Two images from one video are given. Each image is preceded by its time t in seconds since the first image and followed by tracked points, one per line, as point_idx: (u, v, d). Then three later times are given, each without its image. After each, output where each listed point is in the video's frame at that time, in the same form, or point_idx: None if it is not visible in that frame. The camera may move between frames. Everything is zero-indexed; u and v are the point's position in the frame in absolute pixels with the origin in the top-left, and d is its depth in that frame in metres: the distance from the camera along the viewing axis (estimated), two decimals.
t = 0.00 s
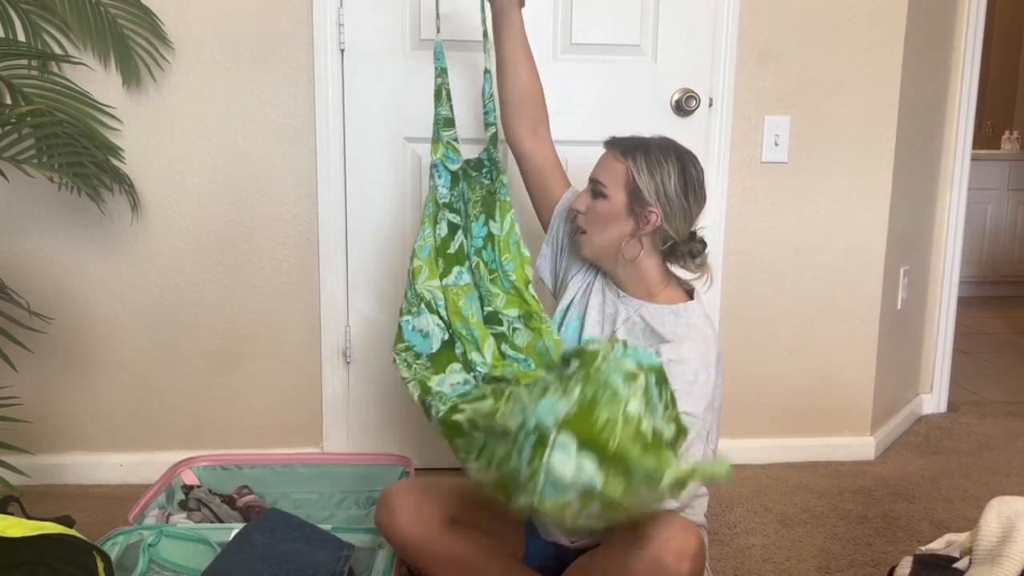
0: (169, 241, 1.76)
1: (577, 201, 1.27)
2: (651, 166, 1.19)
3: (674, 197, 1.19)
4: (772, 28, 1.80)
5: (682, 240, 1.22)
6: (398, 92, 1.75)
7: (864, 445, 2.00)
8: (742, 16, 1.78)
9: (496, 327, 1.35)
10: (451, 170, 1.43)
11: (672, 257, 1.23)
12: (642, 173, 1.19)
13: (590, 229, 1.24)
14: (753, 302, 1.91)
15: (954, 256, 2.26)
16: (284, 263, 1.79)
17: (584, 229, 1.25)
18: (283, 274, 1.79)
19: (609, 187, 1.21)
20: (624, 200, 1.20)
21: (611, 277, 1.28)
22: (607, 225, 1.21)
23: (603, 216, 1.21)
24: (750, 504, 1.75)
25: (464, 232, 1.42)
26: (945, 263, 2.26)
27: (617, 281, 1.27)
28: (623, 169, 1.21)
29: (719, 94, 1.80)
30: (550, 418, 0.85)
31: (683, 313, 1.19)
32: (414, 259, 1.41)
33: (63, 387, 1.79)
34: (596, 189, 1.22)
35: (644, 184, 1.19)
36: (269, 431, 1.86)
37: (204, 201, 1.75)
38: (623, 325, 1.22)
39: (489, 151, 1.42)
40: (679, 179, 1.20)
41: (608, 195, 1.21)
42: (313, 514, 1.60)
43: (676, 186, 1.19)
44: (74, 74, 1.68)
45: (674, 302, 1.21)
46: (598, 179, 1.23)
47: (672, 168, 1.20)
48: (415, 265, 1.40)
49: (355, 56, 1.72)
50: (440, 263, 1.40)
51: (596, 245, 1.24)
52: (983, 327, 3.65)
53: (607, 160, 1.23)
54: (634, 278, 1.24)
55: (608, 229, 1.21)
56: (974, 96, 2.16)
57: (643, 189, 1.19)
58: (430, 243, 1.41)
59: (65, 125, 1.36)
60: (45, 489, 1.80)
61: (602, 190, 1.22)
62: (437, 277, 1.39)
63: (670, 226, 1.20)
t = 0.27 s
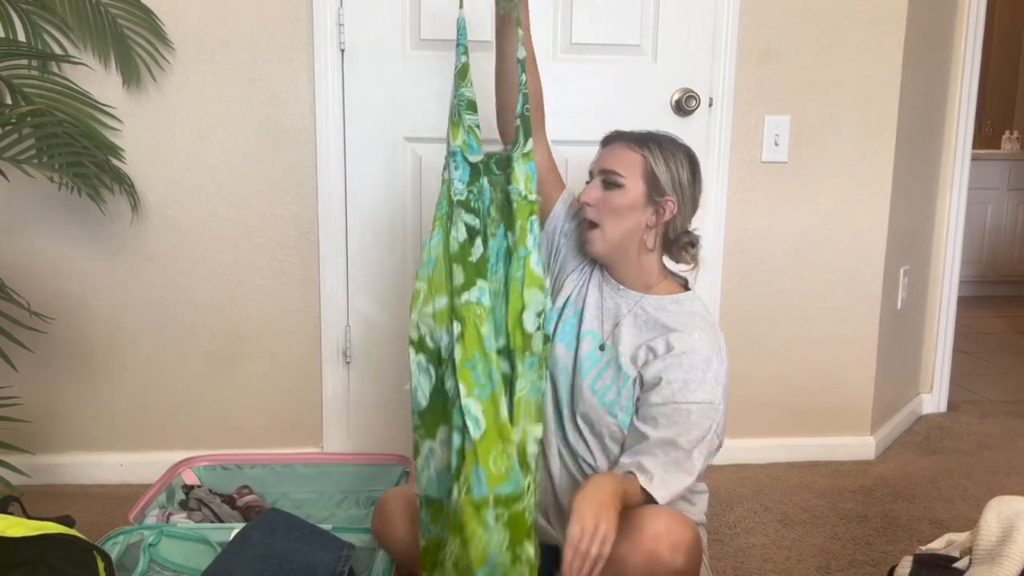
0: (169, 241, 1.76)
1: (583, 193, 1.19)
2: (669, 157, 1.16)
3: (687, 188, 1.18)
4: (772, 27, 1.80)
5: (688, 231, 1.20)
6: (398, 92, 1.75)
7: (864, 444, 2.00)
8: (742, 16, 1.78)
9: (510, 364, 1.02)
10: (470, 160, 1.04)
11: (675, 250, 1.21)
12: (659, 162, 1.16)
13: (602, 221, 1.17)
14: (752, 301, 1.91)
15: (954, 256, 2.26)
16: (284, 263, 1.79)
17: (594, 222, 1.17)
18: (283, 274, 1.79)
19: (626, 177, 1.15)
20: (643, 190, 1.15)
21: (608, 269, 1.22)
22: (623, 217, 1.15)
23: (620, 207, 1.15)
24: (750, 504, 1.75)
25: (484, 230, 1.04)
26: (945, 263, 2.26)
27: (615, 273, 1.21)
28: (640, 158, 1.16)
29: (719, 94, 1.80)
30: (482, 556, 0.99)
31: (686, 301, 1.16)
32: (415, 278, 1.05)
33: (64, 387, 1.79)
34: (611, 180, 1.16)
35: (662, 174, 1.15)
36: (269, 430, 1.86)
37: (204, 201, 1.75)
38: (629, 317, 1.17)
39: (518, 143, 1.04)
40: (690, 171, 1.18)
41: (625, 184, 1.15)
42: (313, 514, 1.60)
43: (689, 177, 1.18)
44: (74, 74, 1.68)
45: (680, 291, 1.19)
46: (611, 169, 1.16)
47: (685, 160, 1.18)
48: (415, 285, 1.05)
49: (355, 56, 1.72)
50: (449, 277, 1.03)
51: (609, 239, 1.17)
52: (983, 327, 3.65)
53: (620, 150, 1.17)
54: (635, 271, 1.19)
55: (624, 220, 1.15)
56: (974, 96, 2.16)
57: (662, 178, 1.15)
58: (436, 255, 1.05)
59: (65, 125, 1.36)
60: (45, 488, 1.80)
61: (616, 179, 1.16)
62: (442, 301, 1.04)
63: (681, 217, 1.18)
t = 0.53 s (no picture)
0: (169, 240, 1.76)
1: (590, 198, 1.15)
2: (668, 156, 1.18)
3: (682, 187, 1.20)
4: (772, 27, 1.80)
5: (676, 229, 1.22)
6: (398, 92, 1.75)
7: (864, 444, 2.00)
8: (742, 16, 1.78)
9: (475, 420, 1.02)
10: (462, 202, 1.08)
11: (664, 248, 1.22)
12: (663, 162, 1.16)
13: (615, 224, 1.13)
14: (752, 301, 1.91)
15: (954, 255, 2.26)
16: (284, 263, 1.79)
17: (607, 225, 1.13)
18: (283, 274, 1.79)
19: (638, 179, 1.14)
20: (652, 191, 1.14)
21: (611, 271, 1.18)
22: (637, 220, 1.13)
23: (633, 209, 1.13)
24: (750, 504, 1.75)
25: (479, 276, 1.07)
26: (945, 262, 2.26)
27: (613, 273, 1.17)
28: (646, 160, 1.15)
29: (719, 94, 1.80)
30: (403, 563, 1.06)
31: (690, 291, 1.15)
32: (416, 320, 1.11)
33: (64, 387, 1.80)
34: (623, 182, 1.14)
35: (667, 174, 1.16)
36: (269, 430, 1.86)
37: (204, 201, 1.75)
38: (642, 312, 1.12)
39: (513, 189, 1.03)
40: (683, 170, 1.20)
41: (635, 187, 1.14)
42: (313, 514, 1.60)
43: (683, 176, 1.20)
44: (75, 74, 1.68)
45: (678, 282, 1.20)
46: (621, 171, 1.14)
47: (679, 159, 1.20)
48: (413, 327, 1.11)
49: (355, 56, 1.72)
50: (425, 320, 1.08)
51: (623, 238, 1.13)
52: (982, 326, 3.65)
53: (623, 151, 1.15)
54: (639, 271, 1.17)
55: (639, 222, 1.13)
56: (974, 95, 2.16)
57: (667, 179, 1.16)
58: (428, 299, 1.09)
59: (65, 124, 1.36)
60: (45, 488, 1.80)
61: (627, 181, 1.14)
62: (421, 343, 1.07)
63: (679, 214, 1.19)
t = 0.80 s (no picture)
0: (170, 240, 1.76)
1: (588, 199, 1.12)
2: (660, 154, 1.17)
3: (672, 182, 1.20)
4: (772, 26, 1.80)
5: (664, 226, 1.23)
6: (399, 91, 1.75)
7: (865, 443, 2.00)
8: (742, 15, 1.78)
9: (502, 429, 0.95)
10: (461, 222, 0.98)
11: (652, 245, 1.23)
12: (658, 160, 1.16)
13: (614, 225, 1.11)
14: (753, 300, 1.91)
15: (955, 255, 2.26)
16: (284, 262, 1.79)
17: (606, 225, 1.11)
18: (284, 274, 1.79)
19: (636, 178, 1.12)
20: (649, 190, 1.13)
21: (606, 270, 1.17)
22: (636, 219, 1.12)
23: (631, 211, 1.11)
24: (750, 503, 1.75)
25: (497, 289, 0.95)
26: (945, 261, 2.26)
27: (608, 273, 1.18)
28: (643, 159, 1.14)
29: (720, 93, 1.80)
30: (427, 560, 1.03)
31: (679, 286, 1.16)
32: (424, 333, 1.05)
33: (65, 386, 1.80)
34: (622, 181, 1.12)
35: (661, 172, 1.16)
36: (270, 430, 1.86)
37: (205, 200, 1.75)
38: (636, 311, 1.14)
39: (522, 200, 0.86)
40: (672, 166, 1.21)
41: (635, 186, 1.12)
42: (314, 514, 1.60)
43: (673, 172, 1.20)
44: (75, 74, 1.68)
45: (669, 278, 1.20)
46: (619, 171, 1.12)
47: (668, 155, 1.20)
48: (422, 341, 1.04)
49: (356, 56, 1.72)
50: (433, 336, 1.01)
51: (622, 238, 1.12)
52: (983, 326, 3.65)
53: (620, 150, 1.14)
54: (632, 270, 1.17)
55: (638, 221, 1.12)
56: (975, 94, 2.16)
57: (661, 177, 1.16)
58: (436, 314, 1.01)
59: (65, 125, 1.36)
60: (46, 488, 1.80)
61: (626, 182, 1.12)
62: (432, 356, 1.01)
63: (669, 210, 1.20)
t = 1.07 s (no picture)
0: (170, 240, 1.76)
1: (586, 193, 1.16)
2: (644, 152, 1.23)
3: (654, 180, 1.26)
4: (773, 26, 1.80)
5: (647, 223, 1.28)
6: (399, 91, 1.75)
7: (865, 443, 2.00)
8: (743, 14, 1.78)
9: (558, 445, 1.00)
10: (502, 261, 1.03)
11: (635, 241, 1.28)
12: (644, 157, 1.21)
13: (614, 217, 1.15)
14: (754, 299, 1.91)
15: (956, 254, 2.25)
16: (284, 262, 1.79)
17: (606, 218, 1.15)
18: (284, 273, 1.79)
19: (630, 173, 1.17)
20: (640, 185, 1.19)
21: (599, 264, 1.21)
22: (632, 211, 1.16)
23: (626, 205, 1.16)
24: (751, 503, 1.75)
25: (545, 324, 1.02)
26: (946, 261, 2.26)
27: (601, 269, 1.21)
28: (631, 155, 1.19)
29: (720, 93, 1.80)
30: None
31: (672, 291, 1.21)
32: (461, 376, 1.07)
33: (65, 386, 1.80)
34: (617, 177, 1.16)
35: (648, 168, 1.21)
36: (270, 430, 1.86)
37: (205, 200, 1.75)
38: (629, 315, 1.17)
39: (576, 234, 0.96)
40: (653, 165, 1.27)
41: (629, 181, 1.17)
42: (315, 513, 1.59)
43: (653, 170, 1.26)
44: (75, 74, 1.68)
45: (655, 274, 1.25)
46: (614, 167, 1.16)
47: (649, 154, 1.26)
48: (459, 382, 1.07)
49: (356, 55, 1.72)
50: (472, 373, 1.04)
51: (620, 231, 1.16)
52: (984, 325, 3.65)
53: (611, 147, 1.18)
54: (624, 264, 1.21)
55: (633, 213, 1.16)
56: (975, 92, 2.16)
57: (648, 173, 1.21)
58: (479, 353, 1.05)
59: (65, 124, 1.36)
60: (46, 487, 1.80)
61: (621, 177, 1.16)
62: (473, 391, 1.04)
63: (654, 208, 1.26)
